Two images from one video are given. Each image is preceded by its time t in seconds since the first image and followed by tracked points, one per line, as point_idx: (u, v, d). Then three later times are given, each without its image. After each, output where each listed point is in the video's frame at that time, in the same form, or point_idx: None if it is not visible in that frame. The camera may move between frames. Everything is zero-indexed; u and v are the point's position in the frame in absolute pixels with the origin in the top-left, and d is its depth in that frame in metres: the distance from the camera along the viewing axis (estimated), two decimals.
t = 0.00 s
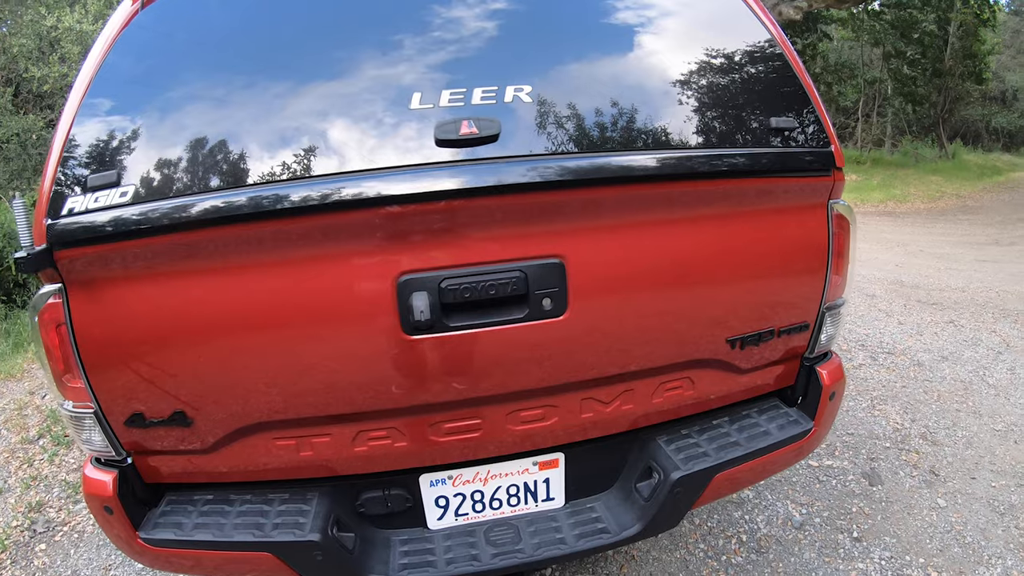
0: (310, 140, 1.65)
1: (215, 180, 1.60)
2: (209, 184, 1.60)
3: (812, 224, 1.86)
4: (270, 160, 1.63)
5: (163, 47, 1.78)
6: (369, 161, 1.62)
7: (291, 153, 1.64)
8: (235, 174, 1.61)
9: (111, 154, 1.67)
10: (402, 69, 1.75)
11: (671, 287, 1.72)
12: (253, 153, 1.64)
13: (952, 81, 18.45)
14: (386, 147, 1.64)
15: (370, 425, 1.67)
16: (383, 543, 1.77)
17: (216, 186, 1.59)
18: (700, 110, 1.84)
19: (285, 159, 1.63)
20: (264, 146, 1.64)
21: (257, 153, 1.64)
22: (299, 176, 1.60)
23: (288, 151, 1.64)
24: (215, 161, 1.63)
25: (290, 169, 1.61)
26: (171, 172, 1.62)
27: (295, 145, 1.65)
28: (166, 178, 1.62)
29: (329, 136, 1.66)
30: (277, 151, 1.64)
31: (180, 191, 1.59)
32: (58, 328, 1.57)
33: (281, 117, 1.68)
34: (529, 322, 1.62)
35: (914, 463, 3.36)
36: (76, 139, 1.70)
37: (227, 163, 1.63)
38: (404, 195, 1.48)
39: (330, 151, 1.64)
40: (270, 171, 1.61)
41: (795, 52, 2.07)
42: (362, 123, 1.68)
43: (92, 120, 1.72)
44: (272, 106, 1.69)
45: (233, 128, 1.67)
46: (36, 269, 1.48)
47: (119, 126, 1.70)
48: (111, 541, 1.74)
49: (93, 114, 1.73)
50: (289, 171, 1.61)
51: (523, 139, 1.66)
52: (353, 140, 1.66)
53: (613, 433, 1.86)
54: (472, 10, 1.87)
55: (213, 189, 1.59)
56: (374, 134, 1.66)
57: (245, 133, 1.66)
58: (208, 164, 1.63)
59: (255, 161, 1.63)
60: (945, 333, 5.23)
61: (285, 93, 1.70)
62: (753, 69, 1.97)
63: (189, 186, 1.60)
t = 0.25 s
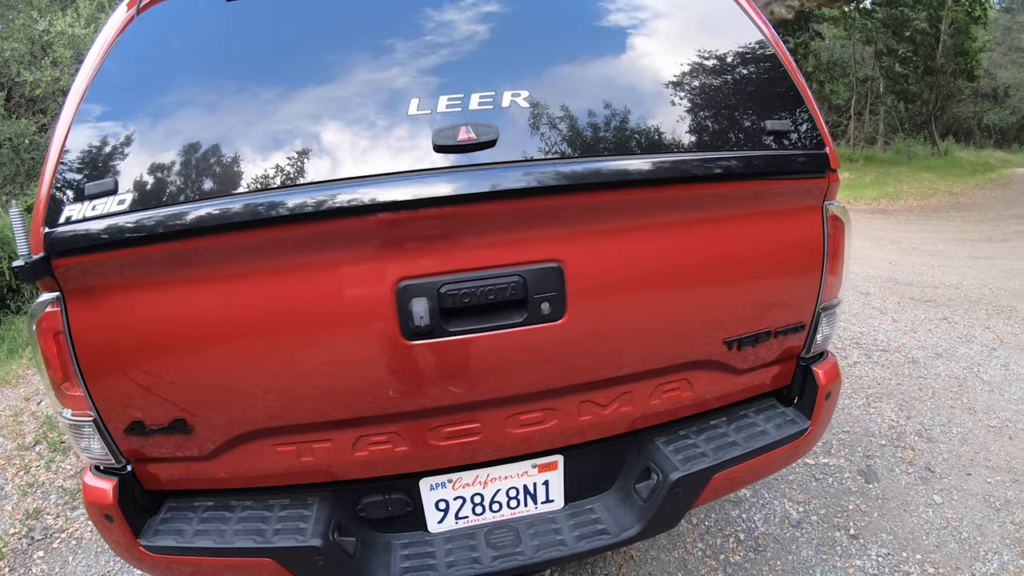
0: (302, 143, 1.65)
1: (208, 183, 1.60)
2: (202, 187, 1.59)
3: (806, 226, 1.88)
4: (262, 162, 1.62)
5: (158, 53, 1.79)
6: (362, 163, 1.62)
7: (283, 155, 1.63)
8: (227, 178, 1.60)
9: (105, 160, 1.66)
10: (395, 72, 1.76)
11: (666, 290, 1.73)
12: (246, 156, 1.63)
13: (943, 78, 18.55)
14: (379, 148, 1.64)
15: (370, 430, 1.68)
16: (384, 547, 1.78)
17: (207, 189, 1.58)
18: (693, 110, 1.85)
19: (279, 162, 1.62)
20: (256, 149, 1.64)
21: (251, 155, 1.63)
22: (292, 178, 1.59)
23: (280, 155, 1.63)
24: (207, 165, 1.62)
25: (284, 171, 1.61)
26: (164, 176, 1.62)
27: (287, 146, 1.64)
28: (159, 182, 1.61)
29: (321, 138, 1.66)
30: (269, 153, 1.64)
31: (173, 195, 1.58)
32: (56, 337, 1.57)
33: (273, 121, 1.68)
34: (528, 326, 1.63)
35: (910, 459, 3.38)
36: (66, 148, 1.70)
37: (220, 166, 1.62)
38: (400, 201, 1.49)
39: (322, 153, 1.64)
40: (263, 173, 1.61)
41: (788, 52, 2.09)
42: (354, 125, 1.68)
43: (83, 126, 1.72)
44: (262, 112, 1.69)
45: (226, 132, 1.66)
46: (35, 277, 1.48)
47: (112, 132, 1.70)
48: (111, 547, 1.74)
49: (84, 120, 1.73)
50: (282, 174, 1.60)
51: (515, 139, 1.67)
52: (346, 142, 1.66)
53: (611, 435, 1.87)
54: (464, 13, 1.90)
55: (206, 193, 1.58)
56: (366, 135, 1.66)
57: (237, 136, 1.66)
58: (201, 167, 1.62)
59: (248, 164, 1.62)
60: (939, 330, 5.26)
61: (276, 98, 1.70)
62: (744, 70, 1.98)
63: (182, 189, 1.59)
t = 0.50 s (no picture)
0: (297, 145, 1.64)
1: (202, 187, 1.59)
2: (197, 191, 1.59)
3: (803, 226, 1.87)
4: (257, 166, 1.62)
5: (151, 58, 1.78)
6: (356, 163, 1.62)
7: (277, 159, 1.63)
8: (221, 181, 1.60)
9: (99, 166, 1.66)
10: (388, 75, 1.75)
11: (664, 292, 1.72)
12: (240, 160, 1.62)
13: (936, 73, 18.59)
14: (373, 149, 1.64)
15: (370, 438, 1.67)
16: (385, 554, 1.77)
17: (202, 194, 1.58)
18: (686, 109, 1.84)
19: (273, 164, 1.62)
20: (250, 152, 1.63)
21: (245, 159, 1.63)
22: (286, 182, 1.59)
23: (273, 158, 1.63)
24: (202, 169, 1.62)
25: (278, 174, 1.61)
26: (159, 181, 1.61)
27: (282, 150, 1.64)
28: (153, 187, 1.61)
29: (315, 141, 1.65)
30: (264, 156, 1.63)
31: (167, 201, 1.59)
32: (51, 348, 1.56)
33: (267, 124, 1.67)
34: (528, 331, 1.63)
35: (909, 455, 3.38)
36: (59, 155, 1.69)
37: (214, 170, 1.61)
38: (395, 208, 1.48)
39: (317, 155, 1.63)
40: (258, 177, 1.60)
41: (784, 49, 2.09)
42: (348, 128, 1.67)
43: (76, 133, 1.72)
44: (256, 116, 1.68)
45: (219, 137, 1.66)
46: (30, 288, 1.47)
47: (105, 138, 1.69)
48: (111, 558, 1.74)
49: (78, 126, 1.72)
50: (276, 177, 1.60)
51: (510, 139, 1.66)
52: (340, 144, 1.65)
53: (612, 438, 1.86)
54: (458, 14, 1.89)
55: (200, 197, 1.58)
56: (360, 137, 1.66)
57: (231, 140, 1.65)
58: (195, 171, 1.62)
59: (242, 167, 1.62)
60: (936, 325, 5.27)
61: (270, 102, 1.70)
62: (737, 69, 1.98)
63: (177, 194, 1.59)
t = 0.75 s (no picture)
0: (296, 148, 1.61)
1: (201, 191, 1.56)
2: (197, 196, 1.56)
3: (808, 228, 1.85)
4: (256, 169, 1.59)
5: (148, 62, 1.75)
6: (357, 165, 1.59)
7: (277, 161, 1.60)
8: (222, 186, 1.57)
9: (98, 172, 1.62)
10: (386, 77, 1.72)
11: (668, 296, 1.69)
12: (240, 163, 1.60)
13: (936, 68, 18.54)
14: (373, 150, 1.61)
15: (371, 450, 1.64)
16: (387, 566, 1.74)
17: (202, 198, 1.55)
18: (686, 108, 1.81)
19: (272, 168, 1.59)
20: (249, 155, 1.61)
21: (244, 162, 1.60)
22: (285, 185, 1.57)
23: (273, 161, 1.60)
24: (201, 173, 1.59)
25: (277, 178, 1.58)
26: (158, 186, 1.58)
27: (281, 153, 1.61)
28: (153, 191, 1.58)
29: (314, 143, 1.62)
30: (263, 159, 1.60)
31: (167, 205, 1.55)
32: (44, 362, 1.54)
33: (265, 127, 1.64)
34: (530, 339, 1.60)
35: (915, 455, 3.35)
36: (61, 158, 1.66)
37: (214, 174, 1.59)
38: (396, 214, 1.45)
39: (317, 157, 1.60)
40: (257, 180, 1.57)
41: (787, 44, 2.07)
42: (348, 130, 1.64)
43: (80, 138, 1.68)
44: (253, 118, 1.65)
45: (219, 141, 1.63)
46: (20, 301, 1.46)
47: (104, 143, 1.66)
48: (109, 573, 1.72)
49: (78, 131, 1.69)
50: (276, 180, 1.57)
51: (509, 140, 1.63)
52: (340, 146, 1.62)
53: (618, 446, 1.83)
54: (455, 14, 1.86)
55: (200, 202, 1.55)
56: (359, 139, 1.63)
57: (231, 144, 1.62)
58: (195, 175, 1.59)
59: (241, 170, 1.59)
60: (940, 322, 5.24)
61: (268, 106, 1.67)
62: (736, 67, 1.95)
63: (176, 198, 1.56)
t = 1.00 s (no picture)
0: (296, 152, 1.57)
1: (201, 198, 1.52)
2: (196, 201, 1.52)
3: (813, 229, 1.82)
4: (256, 173, 1.55)
5: (146, 66, 1.70)
6: (357, 169, 1.54)
7: (276, 165, 1.55)
8: (221, 191, 1.52)
9: (97, 178, 1.57)
10: (386, 77, 1.68)
11: (672, 301, 1.66)
12: (239, 167, 1.55)
13: (935, 62, 18.48)
14: (373, 152, 1.56)
15: (365, 467, 1.61)
16: None
17: (202, 204, 1.51)
18: (685, 106, 1.77)
19: (270, 172, 1.54)
20: (248, 159, 1.56)
21: (243, 166, 1.55)
22: (285, 189, 1.52)
23: (274, 164, 1.55)
24: (200, 178, 1.54)
25: (276, 183, 1.53)
26: (157, 191, 1.53)
27: (280, 156, 1.56)
28: (152, 197, 1.53)
29: (314, 146, 1.57)
30: (263, 162, 1.56)
31: (167, 212, 1.50)
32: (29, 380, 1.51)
33: (265, 130, 1.60)
34: (527, 351, 1.55)
35: (923, 456, 3.30)
36: (65, 165, 1.61)
37: (213, 179, 1.54)
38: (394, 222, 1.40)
39: (317, 159, 1.56)
40: (256, 185, 1.53)
41: (790, 38, 2.03)
42: (348, 132, 1.59)
43: (81, 143, 1.63)
44: (253, 121, 1.61)
45: (218, 145, 1.58)
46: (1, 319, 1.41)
47: (103, 148, 1.61)
48: None
49: (79, 136, 1.64)
50: (274, 185, 1.53)
51: (508, 140, 1.59)
52: (339, 148, 1.58)
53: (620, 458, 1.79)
54: (453, 13, 1.82)
55: (200, 208, 1.50)
56: (360, 141, 1.58)
57: (230, 148, 1.58)
58: (194, 180, 1.54)
59: (241, 174, 1.54)
60: (944, 319, 5.19)
61: (267, 108, 1.63)
62: (735, 63, 1.90)
63: (176, 203, 1.51)
